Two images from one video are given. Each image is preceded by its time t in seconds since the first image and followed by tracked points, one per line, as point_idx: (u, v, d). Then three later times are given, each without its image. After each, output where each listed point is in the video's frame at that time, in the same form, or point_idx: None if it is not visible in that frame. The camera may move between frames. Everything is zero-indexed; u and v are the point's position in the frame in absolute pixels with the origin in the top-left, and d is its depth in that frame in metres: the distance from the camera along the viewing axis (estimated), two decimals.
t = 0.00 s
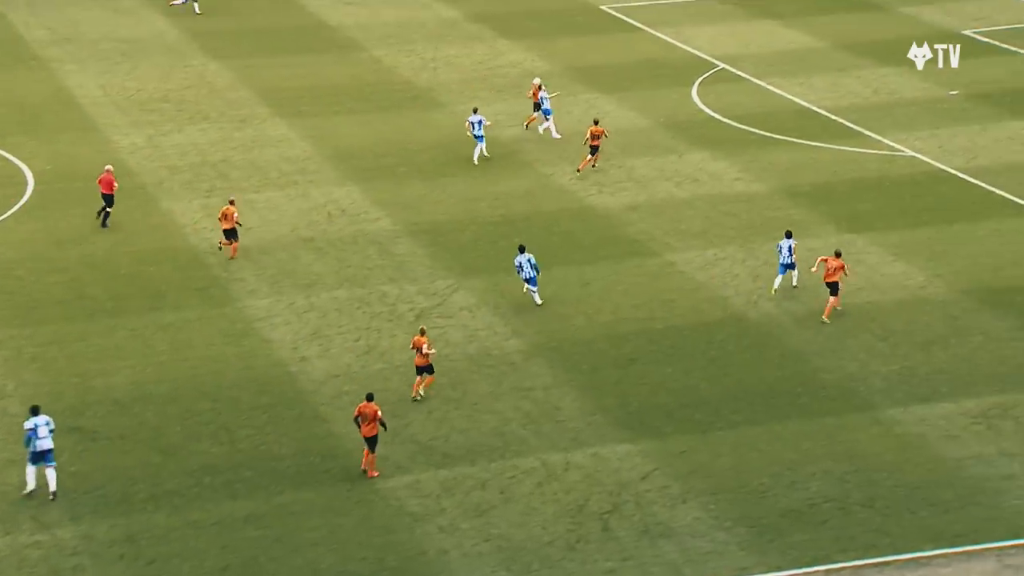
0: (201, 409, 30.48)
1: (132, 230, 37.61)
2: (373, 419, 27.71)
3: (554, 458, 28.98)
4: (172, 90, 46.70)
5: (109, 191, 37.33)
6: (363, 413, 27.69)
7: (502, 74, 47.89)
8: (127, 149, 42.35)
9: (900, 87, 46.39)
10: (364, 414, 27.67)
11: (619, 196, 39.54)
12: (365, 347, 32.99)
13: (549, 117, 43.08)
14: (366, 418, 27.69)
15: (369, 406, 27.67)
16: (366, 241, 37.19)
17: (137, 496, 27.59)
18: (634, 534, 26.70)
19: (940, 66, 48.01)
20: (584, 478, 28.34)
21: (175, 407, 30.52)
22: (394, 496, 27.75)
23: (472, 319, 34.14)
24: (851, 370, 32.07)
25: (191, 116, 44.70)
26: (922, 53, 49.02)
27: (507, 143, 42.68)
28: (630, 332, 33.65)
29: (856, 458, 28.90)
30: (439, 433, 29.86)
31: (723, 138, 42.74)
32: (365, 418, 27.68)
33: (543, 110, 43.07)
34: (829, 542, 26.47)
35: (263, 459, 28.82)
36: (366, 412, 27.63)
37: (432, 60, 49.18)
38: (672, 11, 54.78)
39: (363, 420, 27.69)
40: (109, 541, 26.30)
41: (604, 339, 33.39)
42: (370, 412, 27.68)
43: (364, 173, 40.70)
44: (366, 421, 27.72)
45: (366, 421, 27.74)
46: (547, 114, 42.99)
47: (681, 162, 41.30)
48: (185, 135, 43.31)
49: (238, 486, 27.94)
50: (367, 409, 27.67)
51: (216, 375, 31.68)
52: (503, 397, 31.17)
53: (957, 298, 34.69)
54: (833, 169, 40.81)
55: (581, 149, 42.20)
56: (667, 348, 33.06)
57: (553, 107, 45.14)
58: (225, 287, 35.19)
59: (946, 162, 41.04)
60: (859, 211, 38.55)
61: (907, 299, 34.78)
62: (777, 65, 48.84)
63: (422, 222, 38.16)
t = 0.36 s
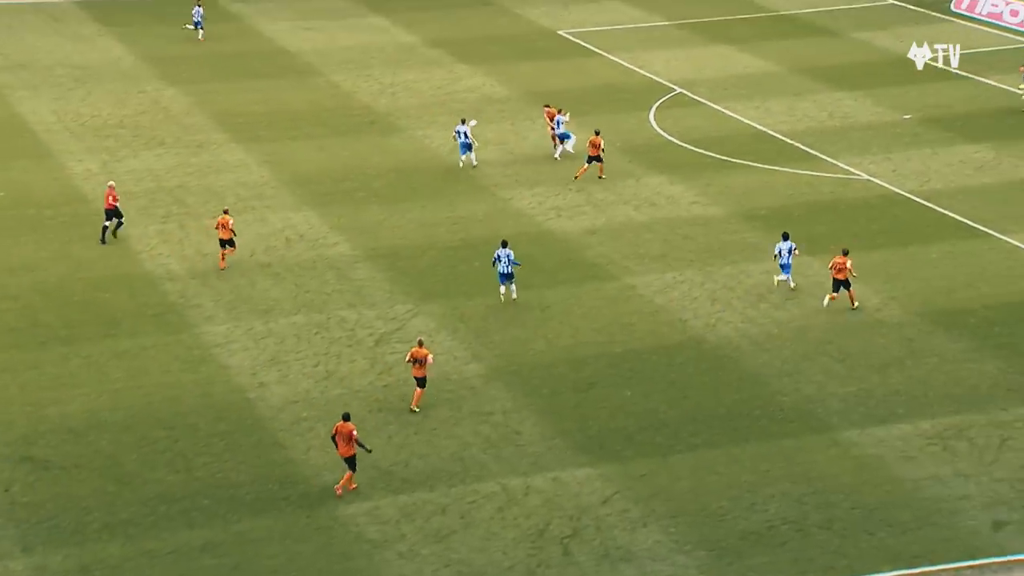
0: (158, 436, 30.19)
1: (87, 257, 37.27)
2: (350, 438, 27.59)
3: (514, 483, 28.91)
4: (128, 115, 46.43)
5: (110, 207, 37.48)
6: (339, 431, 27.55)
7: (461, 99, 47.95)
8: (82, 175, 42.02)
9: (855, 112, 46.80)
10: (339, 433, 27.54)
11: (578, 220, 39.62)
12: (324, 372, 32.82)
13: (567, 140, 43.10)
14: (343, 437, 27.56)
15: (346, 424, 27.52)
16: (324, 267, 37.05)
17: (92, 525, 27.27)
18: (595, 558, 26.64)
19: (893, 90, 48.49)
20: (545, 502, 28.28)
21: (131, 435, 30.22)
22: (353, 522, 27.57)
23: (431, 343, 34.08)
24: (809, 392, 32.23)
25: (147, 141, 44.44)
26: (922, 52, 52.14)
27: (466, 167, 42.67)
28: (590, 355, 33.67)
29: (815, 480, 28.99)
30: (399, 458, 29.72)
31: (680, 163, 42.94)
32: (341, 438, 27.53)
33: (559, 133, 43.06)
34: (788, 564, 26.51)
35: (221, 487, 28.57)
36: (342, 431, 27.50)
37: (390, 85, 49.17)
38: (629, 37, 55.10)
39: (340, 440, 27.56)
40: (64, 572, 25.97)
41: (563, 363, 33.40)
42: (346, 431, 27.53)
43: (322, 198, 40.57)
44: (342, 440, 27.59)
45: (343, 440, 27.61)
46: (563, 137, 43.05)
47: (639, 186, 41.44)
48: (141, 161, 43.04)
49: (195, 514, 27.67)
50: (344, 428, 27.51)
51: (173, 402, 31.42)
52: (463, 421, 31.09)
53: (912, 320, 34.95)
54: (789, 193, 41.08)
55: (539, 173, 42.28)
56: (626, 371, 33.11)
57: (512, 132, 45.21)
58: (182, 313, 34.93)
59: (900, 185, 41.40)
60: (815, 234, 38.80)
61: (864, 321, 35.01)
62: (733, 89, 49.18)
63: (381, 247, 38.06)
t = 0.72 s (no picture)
0: (134, 459, 30.02)
1: (63, 279, 37.07)
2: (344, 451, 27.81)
3: (493, 504, 28.84)
4: (105, 137, 46.29)
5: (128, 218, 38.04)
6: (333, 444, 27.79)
7: (439, 120, 48.00)
8: (58, 197, 41.83)
9: (831, 132, 47.02)
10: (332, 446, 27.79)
11: (556, 240, 39.65)
12: (302, 394, 32.73)
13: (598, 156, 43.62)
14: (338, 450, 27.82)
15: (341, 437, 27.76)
16: (302, 288, 36.96)
17: (68, 549, 27.05)
18: None
19: (869, 111, 48.75)
20: (523, 524, 28.21)
21: (107, 458, 30.04)
22: (332, 544, 27.44)
23: (410, 364, 34.03)
24: (787, 412, 32.28)
25: (124, 163, 44.30)
26: (921, 53, 54.91)
27: (444, 187, 42.67)
28: (568, 376, 33.67)
29: (793, 500, 29.01)
30: (377, 479, 29.62)
31: (657, 183, 43.04)
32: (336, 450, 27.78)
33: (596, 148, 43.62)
34: None
35: (198, 509, 28.40)
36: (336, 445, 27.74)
37: (369, 106, 49.18)
38: (606, 58, 55.30)
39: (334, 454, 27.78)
40: None
41: (542, 383, 33.39)
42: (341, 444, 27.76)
43: (300, 219, 40.50)
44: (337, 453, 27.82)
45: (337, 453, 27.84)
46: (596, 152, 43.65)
47: (617, 206, 41.50)
48: (118, 183, 42.89)
49: (172, 537, 27.48)
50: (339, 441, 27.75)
51: (150, 425, 31.25)
52: (442, 442, 31.02)
53: (889, 339, 35.07)
54: (766, 213, 41.22)
55: (518, 194, 42.31)
56: (605, 391, 33.11)
57: (490, 152, 45.26)
58: (159, 335, 34.77)
59: (876, 206, 41.59)
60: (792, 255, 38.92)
61: (841, 341, 35.11)
62: (710, 110, 49.37)
63: (360, 268, 38.00)
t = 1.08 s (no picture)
0: (131, 475, 29.97)
1: (62, 295, 37.03)
2: (362, 458, 28.34)
3: (491, 519, 28.79)
4: (103, 153, 46.29)
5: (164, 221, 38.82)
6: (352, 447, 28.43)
7: (437, 135, 48.04)
8: (56, 213, 41.81)
9: (829, 148, 47.07)
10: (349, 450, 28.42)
11: (555, 255, 39.66)
12: (300, 409, 32.71)
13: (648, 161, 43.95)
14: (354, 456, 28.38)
15: (361, 443, 28.36)
16: (301, 303, 36.95)
17: (65, 566, 26.98)
18: None
19: (867, 127, 48.81)
20: (522, 539, 28.16)
21: (105, 474, 29.99)
22: (330, 560, 27.37)
23: (409, 379, 34.02)
24: (786, 427, 32.26)
25: (122, 179, 44.30)
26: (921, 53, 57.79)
27: (443, 202, 42.67)
28: (567, 391, 33.65)
29: (792, 516, 28.96)
30: (376, 495, 29.56)
31: (656, 199, 43.05)
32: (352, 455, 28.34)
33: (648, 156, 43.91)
34: None
35: (197, 525, 28.34)
36: (353, 449, 28.33)
37: (367, 122, 49.23)
38: (604, 73, 55.40)
39: (349, 457, 28.35)
40: None
41: (541, 398, 33.37)
42: (360, 449, 28.33)
43: (299, 234, 40.50)
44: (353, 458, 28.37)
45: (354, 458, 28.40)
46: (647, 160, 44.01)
47: (616, 220, 41.52)
48: (116, 199, 42.88)
49: (170, 553, 27.41)
50: (357, 446, 28.33)
51: (148, 441, 31.21)
52: (440, 458, 30.98)
53: (887, 354, 35.07)
54: (764, 228, 41.24)
55: (516, 209, 42.31)
56: (603, 406, 33.09)
57: (489, 167, 45.26)
58: (157, 351, 34.74)
59: (874, 221, 41.61)
60: (790, 270, 38.93)
61: (840, 356, 35.10)
62: (708, 125, 49.42)
63: (359, 283, 37.98)
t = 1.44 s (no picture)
0: (125, 494, 29.89)
1: (57, 312, 36.98)
2: (377, 467, 28.72)
3: (486, 537, 28.73)
4: (97, 171, 46.27)
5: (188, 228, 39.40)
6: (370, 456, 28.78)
7: (431, 153, 48.05)
8: (51, 231, 41.77)
9: (823, 166, 47.11)
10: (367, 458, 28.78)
11: (550, 272, 39.63)
12: (294, 427, 32.67)
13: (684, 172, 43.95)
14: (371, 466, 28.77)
15: (377, 453, 28.70)
16: (295, 320, 36.91)
17: None
18: None
19: (861, 145, 48.88)
20: (517, 557, 28.09)
21: (98, 492, 29.91)
22: None
23: (403, 397, 34.01)
24: (780, 445, 32.24)
25: (117, 197, 44.28)
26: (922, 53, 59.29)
27: (437, 220, 42.66)
28: (561, 409, 33.63)
29: (788, 534, 28.91)
30: (370, 513, 29.49)
31: (650, 216, 43.06)
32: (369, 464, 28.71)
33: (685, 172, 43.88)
34: None
35: (190, 544, 28.25)
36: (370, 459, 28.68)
37: (361, 139, 49.26)
38: (598, 91, 55.49)
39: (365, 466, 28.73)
40: None
41: (535, 416, 33.34)
42: (377, 460, 28.70)
43: (293, 252, 40.47)
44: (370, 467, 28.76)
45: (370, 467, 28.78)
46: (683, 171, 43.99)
47: (610, 237, 41.52)
48: (111, 217, 42.85)
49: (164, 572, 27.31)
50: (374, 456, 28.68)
51: (142, 459, 31.14)
52: (435, 476, 30.93)
53: (882, 372, 35.08)
54: (759, 245, 41.25)
55: (510, 226, 42.29)
56: (598, 424, 33.07)
57: (483, 185, 45.25)
58: (151, 369, 34.68)
59: (868, 238, 41.64)
60: (784, 287, 38.94)
61: (834, 373, 35.10)
62: (703, 143, 49.47)
63: (353, 301, 37.95)
